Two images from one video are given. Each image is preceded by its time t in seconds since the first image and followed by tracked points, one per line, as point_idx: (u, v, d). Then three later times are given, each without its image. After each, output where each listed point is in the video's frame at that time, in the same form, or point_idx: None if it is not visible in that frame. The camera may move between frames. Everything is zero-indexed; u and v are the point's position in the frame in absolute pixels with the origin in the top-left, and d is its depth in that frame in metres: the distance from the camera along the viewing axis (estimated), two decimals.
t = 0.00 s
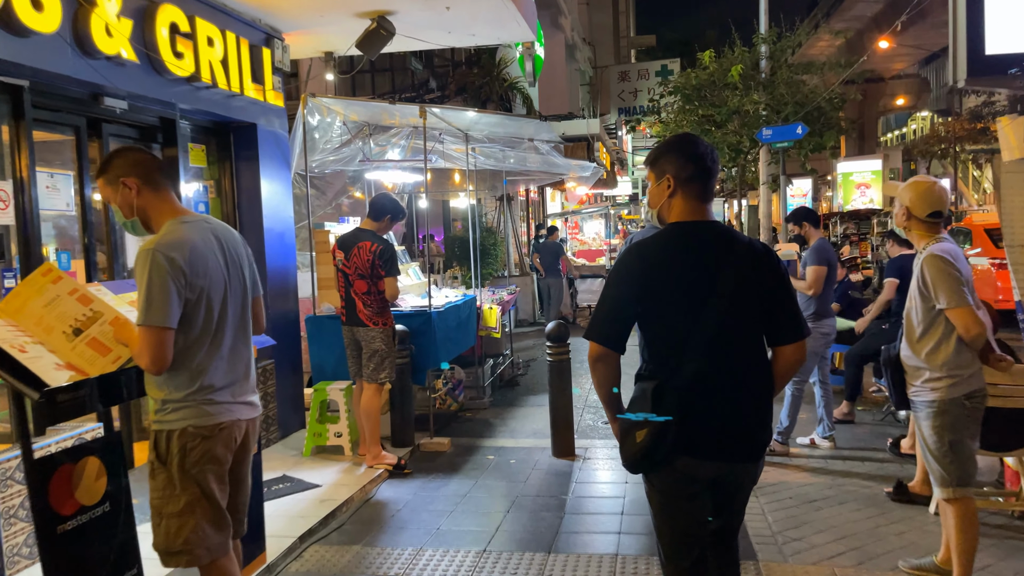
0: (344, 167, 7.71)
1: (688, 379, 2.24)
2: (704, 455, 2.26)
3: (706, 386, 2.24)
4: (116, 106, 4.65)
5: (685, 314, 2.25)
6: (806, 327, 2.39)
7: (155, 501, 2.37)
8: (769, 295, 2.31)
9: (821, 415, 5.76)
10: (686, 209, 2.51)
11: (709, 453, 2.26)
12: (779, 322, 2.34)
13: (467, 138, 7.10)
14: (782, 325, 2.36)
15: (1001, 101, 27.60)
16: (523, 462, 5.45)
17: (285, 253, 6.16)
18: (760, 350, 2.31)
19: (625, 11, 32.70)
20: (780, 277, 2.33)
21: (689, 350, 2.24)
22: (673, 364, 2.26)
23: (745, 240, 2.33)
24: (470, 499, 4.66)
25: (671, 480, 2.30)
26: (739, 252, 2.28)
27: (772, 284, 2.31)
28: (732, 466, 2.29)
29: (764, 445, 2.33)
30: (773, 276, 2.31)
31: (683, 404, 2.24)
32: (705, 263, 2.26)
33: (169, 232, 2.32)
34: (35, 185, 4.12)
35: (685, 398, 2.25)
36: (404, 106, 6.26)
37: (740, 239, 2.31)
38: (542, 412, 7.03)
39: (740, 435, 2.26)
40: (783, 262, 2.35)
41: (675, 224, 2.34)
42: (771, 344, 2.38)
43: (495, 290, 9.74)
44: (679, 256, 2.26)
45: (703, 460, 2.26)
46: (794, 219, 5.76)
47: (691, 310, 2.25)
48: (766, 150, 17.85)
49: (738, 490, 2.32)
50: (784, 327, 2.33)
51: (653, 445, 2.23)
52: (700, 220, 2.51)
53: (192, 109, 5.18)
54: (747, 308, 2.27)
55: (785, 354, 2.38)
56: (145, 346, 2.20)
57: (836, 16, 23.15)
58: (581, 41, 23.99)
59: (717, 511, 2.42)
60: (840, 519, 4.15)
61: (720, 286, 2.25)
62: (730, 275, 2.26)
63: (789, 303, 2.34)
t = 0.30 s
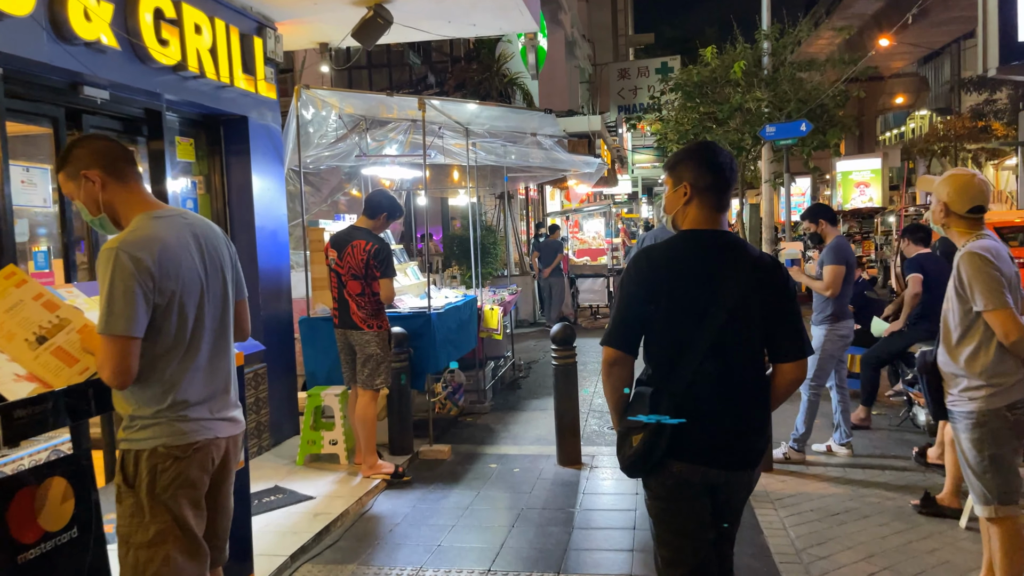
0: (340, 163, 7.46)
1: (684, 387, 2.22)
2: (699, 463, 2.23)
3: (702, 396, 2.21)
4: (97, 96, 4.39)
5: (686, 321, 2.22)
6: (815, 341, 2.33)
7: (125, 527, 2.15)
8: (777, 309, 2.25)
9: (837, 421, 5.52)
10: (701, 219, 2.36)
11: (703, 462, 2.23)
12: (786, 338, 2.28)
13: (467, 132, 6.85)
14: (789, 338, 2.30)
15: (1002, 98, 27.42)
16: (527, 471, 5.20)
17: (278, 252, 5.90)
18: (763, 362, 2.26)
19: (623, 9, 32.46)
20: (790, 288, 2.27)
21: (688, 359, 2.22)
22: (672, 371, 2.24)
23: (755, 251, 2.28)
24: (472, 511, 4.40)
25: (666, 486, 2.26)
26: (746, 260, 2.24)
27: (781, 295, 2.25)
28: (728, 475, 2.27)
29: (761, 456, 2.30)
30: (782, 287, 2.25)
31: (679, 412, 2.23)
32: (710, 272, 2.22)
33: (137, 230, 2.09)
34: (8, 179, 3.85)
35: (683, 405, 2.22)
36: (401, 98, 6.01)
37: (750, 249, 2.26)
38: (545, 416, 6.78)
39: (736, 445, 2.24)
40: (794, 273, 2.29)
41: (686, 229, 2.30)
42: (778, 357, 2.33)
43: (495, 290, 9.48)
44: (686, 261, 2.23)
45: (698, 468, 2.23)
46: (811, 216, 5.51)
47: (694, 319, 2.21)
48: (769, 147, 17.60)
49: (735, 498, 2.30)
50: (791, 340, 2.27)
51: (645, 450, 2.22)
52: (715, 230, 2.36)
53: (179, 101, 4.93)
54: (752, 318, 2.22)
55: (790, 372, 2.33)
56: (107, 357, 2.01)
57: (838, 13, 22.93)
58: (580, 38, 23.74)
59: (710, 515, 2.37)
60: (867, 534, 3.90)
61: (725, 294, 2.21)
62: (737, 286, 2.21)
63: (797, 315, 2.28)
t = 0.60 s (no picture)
0: (336, 160, 7.22)
1: (693, 373, 2.38)
2: (704, 451, 2.39)
3: (711, 382, 2.37)
4: (78, 87, 4.16)
5: (696, 312, 2.37)
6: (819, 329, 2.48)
7: (88, 561, 1.93)
8: (783, 298, 2.40)
9: (854, 428, 5.30)
10: (707, 206, 2.51)
11: (711, 447, 2.39)
12: (792, 325, 2.44)
13: (467, 127, 6.61)
14: (793, 327, 2.45)
15: (1003, 97, 27.20)
16: (531, 482, 4.97)
17: (271, 252, 5.66)
18: (768, 351, 2.41)
19: (621, 8, 32.20)
20: (794, 280, 2.40)
21: (697, 347, 2.37)
22: (682, 359, 2.40)
23: (762, 242, 2.41)
24: (474, 527, 4.17)
25: (674, 471, 2.43)
26: (752, 255, 2.37)
27: (785, 287, 2.39)
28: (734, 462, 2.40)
29: (769, 443, 2.43)
30: (787, 279, 2.39)
31: (688, 397, 2.38)
32: (719, 264, 2.36)
33: (102, 229, 1.87)
34: None
35: (690, 394, 2.39)
36: (399, 91, 5.75)
37: (757, 240, 2.40)
38: (548, 423, 6.55)
39: (742, 433, 2.38)
40: (799, 265, 2.42)
41: (693, 223, 2.43)
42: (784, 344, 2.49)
43: (495, 291, 9.23)
44: (693, 257, 2.37)
45: (704, 455, 2.40)
46: (825, 215, 5.27)
47: (704, 310, 2.36)
48: (771, 146, 17.36)
49: (735, 484, 2.43)
50: (796, 325, 2.44)
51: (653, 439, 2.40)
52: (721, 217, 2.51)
53: (166, 93, 4.70)
54: (756, 310, 2.37)
55: (798, 354, 2.49)
56: (66, 373, 1.80)
57: (839, 11, 22.69)
58: (579, 36, 23.47)
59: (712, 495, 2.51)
60: (894, 552, 3.67)
61: (731, 287, 2.36)
62: (744, 278, 2.35)
63: (801, 305, 2.43)
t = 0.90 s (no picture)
0: (330, 155, 6.98)
1: (695, 375, 2.33)
2: (707, 451, 2.34)
3: (714, 383, 2.32)
4: (52, 74, 3.92)
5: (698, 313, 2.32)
6: (819, 326, 2.46)
7: None
8: (783, 295, 2.38)
9: (870, 434, 5.08)
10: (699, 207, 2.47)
11: (717, 450, 2.33)
12: (792, 323, 2.43)
13: (465, 120, 6.37)
14: (793, 324, 2.43)
15: (1003, 96, 27.08)
16: (533, 493, 4.72)
17: (261, 251, 5.42)
18: (772, 348, 2.38)
19: (619, 6, 31.98)
20: (793, 275, 2.39)
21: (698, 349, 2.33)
22: (684, 361, 2.35)
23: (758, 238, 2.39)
24: (474, 542, 3.92)
25: (675, 472, 2.38)
26: (751, 253, 2.34)
27: (785, 283, 2.37)
28: (737, 462, 2.33)
29: (775, 443, 2.38)
30: (785, 274, 2.37)
31: (689, 400, 2.34)
32: (719, 264, 2.32)
33: (49, 221, 1.63)
34: None
35: (693, 395, 2.33)
36: (394, 83, 5.53)
37: (754, 237, 2.38)
38: (550, 428, 6.31)
39: (747, 432, 2.33)
40: (797, 261, 2.41)
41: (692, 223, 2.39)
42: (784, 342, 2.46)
43: (494, 291, 8.99)
44: (694, 256, 2.33)
45: (707, 456, 2.34)
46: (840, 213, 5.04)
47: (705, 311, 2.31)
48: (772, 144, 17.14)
49: (737, 485, 2.36)
50: (795, 322, 2.43)
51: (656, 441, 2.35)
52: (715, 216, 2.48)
53: (148, 82, 4.46)
54: (757, 307, 2.34)
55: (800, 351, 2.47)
56: (6, 388, 1.56)
57: (838, 9, 22.50)
58: (578, 34, 23.23)
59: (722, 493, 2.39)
60: (924, 571, 3.43)
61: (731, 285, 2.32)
62: (744, 276, 2.32)
63: (801, 301, 2.42)
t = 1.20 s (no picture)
0: (318, 152, 6.70)
1: (681, 382, 2.37)
2: (694, 457, 2.39)
3: (701, 390, 2.36)
4: (14, 63, 3.63)
5: (682, 321, 2.35)
6: (804, 331, 2.49)
7: None
8: (767, 300, 2.40)
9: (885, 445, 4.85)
10: (685, 212, 2.55)
11: (706, 456, 2.37)
12: (778, 327, 2.45)
13: (460, 115, 6.11)
14: (780, 329, 2.46)
15: (998, 95, 26.97)
16: (532, 509, 4.47)
17: (245, 252, 5.15)
18: (760, 352, 2.40)
19: (613, 5, 31.78)
20: (779, 280, 2.41)
21: (683, 355, 2.37)
22: (670, 368, 2.39)
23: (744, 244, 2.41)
24: (469, 566, 3.66)
25: (665, 478, 2.44)
26: (734, 259, 2.37)
27: (771, 288, 2.39)
28: (724, 471, 2.39)
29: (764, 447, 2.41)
30: (771, 280, 2.39)
31: (676, 407, 2.37)
32: (702, 270, 2.35)
33: None
34: None
35: (680, 401, 2.37)
36: (385, 75, 5.26)
37: (738, 244, 2.40)
38: (548, 437, 6.06)
39: (734, 437, 2.36)
40: (781, 265, 2.43)
41: (678, 230, 2.43)
42: (771, 347, 2.49)
43: (489, 293, 8.71)
44: (679, 262, 2.36)
45: (694, 462, 2.39)
46: (855, 213, 4.79)
47: (689, 317, 2.35)
48: (769, 143, 16.91)
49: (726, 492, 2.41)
50: (783, 326, 2.45)
51: (644, 445, 2.41)
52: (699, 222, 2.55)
53: (121, 73, 4.19)
54: (743, 313, 2.36)
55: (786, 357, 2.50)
56: None
57: (835, 6, 22.28)
58: (573, 31, 22.96)
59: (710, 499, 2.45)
60: None
61: (715, 292, 2.35)
62: (728, 282, 2.35)
63: (788, 307, 2.44)
